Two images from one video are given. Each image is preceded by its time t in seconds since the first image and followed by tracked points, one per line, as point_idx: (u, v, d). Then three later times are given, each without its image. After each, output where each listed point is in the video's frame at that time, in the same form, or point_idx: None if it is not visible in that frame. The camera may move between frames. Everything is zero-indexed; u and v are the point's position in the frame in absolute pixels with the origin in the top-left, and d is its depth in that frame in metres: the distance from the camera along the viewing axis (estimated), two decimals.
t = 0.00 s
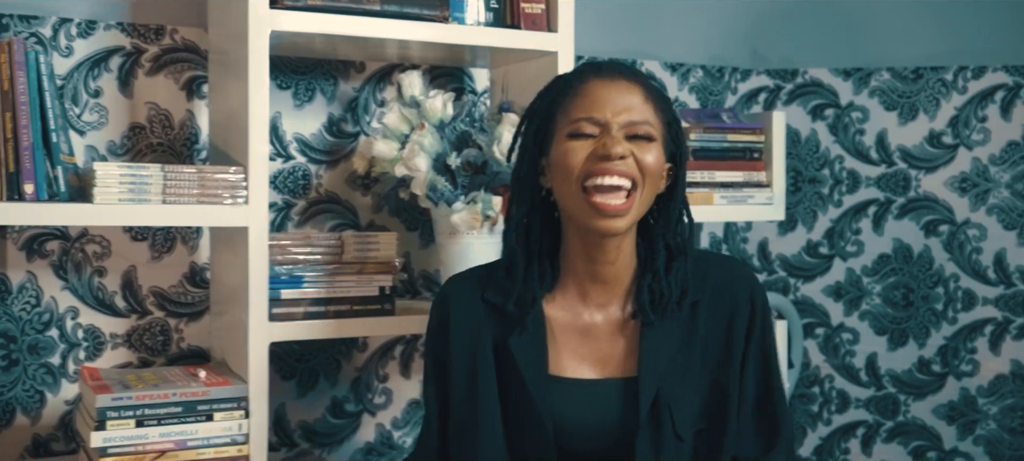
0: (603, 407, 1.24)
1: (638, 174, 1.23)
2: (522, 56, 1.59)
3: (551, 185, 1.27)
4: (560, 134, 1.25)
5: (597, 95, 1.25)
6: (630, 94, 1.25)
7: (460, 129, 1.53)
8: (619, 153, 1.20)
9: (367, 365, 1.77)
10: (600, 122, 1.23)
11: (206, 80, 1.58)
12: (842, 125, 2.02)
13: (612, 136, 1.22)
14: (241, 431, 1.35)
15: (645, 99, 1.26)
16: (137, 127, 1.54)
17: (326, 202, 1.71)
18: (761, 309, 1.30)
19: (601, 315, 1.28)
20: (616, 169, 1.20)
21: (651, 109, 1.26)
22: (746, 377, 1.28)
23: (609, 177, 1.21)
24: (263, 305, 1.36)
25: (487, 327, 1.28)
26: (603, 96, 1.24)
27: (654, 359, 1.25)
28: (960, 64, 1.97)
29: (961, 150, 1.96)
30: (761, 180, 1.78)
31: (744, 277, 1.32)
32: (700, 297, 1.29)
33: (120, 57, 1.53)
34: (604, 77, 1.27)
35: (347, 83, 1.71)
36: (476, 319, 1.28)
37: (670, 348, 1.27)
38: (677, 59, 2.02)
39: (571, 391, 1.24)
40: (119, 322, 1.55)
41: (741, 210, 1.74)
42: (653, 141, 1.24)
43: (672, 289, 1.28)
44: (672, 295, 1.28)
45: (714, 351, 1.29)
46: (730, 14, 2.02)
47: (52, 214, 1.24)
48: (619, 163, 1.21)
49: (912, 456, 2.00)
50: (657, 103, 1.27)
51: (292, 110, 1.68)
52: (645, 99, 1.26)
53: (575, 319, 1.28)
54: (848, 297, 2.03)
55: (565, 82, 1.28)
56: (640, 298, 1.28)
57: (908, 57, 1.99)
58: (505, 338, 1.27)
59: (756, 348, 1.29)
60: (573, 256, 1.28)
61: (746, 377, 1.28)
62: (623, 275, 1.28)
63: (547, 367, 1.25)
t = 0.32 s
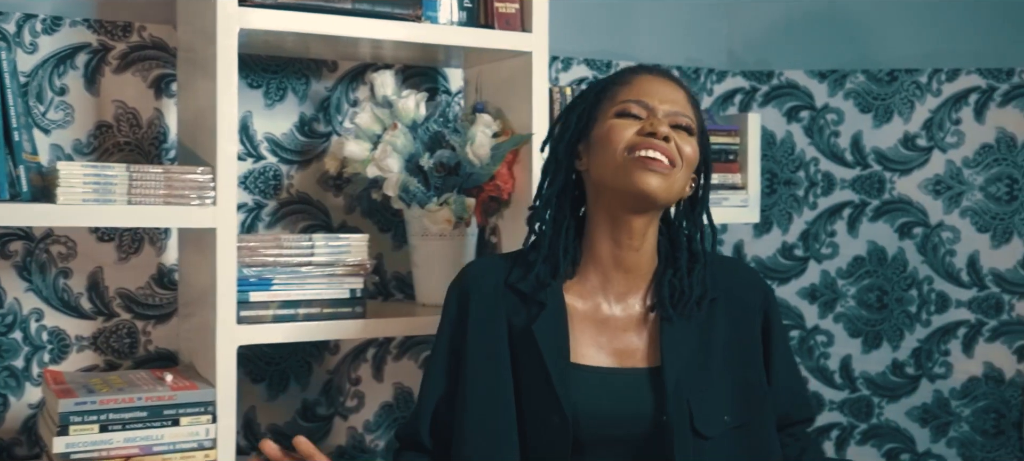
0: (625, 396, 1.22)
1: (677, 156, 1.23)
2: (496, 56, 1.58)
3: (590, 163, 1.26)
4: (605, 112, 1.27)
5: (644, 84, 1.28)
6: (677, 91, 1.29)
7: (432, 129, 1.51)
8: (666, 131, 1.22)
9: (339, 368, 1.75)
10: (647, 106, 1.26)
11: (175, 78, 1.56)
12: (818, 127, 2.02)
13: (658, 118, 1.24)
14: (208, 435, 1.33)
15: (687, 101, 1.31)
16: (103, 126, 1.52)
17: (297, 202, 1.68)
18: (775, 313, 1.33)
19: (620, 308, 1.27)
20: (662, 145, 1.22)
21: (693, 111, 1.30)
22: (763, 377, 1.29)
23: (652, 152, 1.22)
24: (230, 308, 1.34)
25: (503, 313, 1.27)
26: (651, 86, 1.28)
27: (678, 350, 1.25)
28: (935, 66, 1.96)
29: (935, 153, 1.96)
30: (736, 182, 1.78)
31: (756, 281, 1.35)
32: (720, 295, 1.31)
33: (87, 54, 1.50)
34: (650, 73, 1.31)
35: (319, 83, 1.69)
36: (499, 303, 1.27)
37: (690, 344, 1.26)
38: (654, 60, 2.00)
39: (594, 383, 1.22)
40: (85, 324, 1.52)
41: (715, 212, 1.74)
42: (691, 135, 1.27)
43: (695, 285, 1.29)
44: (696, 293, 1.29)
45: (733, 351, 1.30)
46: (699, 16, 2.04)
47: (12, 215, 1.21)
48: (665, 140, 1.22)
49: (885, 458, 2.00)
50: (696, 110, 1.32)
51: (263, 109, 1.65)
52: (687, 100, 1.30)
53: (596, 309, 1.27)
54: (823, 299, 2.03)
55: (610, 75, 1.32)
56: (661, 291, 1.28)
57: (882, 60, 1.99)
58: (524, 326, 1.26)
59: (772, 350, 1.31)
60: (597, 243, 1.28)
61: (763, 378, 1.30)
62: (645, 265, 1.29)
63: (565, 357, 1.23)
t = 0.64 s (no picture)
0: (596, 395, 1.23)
1: (689, 171, 1.24)
2: (474, 55, 1.57)
3: (608, 153, 1.28)
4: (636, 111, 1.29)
5: (684, 97, 1.29)
6: (714, 113, 1.30)
7: (407, 129, 1.48)
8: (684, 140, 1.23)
9: (311, 371, 1.72)
10: (677, 115, 1.27)
11: (144, 77, 1.53)
12: (795, 129, 2.02)
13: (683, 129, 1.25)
14: (176, 440, 1.31)
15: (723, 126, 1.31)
16: (70, 124, 1.49)
17: (269, 203, 1.66)
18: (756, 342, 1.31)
19: (606, 305, 1.28)
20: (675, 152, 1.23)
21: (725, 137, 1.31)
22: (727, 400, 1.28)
23: (664, 156, 1.23)
24: (198, 312, 1.31)
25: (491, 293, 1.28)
26: (690, 100, 1.29)
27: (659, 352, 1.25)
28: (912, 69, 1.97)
29: (911, 155, 1.97)
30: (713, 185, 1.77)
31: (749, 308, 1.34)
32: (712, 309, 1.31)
33: (54, 51, 1.47)
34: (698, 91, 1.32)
35: (292, 82, 1.67)
36: (496, 284, 1.29)
37: (671, 348, 1.27)
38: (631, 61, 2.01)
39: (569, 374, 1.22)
40: (51, 327, 1.49)
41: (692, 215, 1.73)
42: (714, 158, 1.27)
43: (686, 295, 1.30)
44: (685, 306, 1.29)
45: (709, 367, 1.29)
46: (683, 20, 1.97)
47: None
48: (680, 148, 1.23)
49: None
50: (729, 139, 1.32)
51: (235, 108, 1.63)
52: (722, 124, 1.31)
53: (584, 304, 1.27)
54: (800, 302, 2.03)
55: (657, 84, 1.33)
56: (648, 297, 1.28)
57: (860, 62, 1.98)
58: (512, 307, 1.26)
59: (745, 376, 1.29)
60: (594, 239, 1.28)
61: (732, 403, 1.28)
62: (640, 268, 1.29)
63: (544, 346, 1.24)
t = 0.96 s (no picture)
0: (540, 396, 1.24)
1: (649, 181, 1.24)
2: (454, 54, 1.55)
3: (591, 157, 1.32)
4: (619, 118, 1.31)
5: (674, 105, 1.29)
6: (701, 123, 1.27)
7: (387, 129, 1.46)
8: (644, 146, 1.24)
9: (289, 374, 1.70)
10: (656, 122, 1.27)
11: (118, 73, 1.50)
12: (777, 131, 2.01)
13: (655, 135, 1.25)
14: (148, 445, 1.28)
15: (712, 137, 1.28)
16: (42, 122, 1.46)
17: (246, 202, 1.63)
18: (732, 352, 1.28)
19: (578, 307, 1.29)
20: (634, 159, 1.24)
21: (715, 149, 1.28)
22: (686, 403, 1.25)
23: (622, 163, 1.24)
24: (172, 314, 1.29)
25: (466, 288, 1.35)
26: (677, 108, 1.28)
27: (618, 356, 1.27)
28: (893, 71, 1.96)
29: (893, 158, 1.96)
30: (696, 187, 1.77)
31: (735, 323, 1.32)
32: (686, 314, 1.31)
33: (24, 47, 1.44)
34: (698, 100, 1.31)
35: (269, 80, 1.64)
36: (474, 277, 1.35)
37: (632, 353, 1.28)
38: (613, 60, 1.98)
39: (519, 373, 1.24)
40: (20, 329, 1.46)
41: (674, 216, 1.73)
42: (690, 168, 1.25)
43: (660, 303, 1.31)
44: (657, 319, 1.29)
45: (673, 375, 1.29)
46: (659, 22, 2.03)
47: None
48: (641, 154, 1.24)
49: None
50: (723, 151, 1.28)
51: (211, 106, 1.60)
52: (712, 135, 1.27)
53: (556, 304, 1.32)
54: (781, 304, 2.02)
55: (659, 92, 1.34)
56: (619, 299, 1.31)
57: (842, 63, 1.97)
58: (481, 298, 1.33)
59: (715, 384, 1.26)
60: (571, 242, 1.33)
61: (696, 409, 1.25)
62: (620, 273, 1.31)
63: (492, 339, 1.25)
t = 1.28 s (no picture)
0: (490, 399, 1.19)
1: (587, 171, 1.19)
2: (441, 50, 1.52)
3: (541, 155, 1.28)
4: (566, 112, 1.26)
5: (617, 93, 1.24)
6: (644, 108, 1.21)
7: (372, 127, 1.44)
8: (579, 135, 1.19)
9: (271, 375, 1.67)
10: (596, 112, 1.22)
11: (97, 69, 1.48)
12: (765, 131, 1.99)
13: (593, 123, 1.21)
14: (126, 449, 1.26)
15: (658, 122, 1.21)
16: (18, 118, 1.42)
17: (228, 201, 1.61)
18: (692, 352, 1.21)
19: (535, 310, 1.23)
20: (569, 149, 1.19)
21: (660, 134, 1.21)
22: (644, 410, 1.19)
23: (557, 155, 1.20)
24: (150, 314, 1.26)
25: (429, 293, 1.32)
26: (619, 96, 1.23)
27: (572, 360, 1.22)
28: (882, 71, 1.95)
29: (881, 159, 1.95)
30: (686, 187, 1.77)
31: (702, 323, 1.24)
32: (648, 316, 1.24)
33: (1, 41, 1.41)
34: (644, 86, 1.25)
35: (252, 77, 1.61)
36: (436, 281, 1.32)
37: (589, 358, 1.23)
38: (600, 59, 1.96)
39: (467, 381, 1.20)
40: None
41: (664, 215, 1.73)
42: (630, 155, 1.19)
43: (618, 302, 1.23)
44: (603, 316, 1.22)
45: (633, 380, 1.23)
46: (648, 20, 2.01)
47: None
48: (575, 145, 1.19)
49: None
50: (671, 135, 1.22)
51: (192, 103, 1.57)
52: (657, 120, 1.21)
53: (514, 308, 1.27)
54: (768, 306, 2.00)
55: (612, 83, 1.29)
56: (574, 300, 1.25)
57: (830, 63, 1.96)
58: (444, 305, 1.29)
59: (674, 389, 1.19)
60: (530, 244, 1.28)
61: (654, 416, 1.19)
62: (578, 273, 1.26)
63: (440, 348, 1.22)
